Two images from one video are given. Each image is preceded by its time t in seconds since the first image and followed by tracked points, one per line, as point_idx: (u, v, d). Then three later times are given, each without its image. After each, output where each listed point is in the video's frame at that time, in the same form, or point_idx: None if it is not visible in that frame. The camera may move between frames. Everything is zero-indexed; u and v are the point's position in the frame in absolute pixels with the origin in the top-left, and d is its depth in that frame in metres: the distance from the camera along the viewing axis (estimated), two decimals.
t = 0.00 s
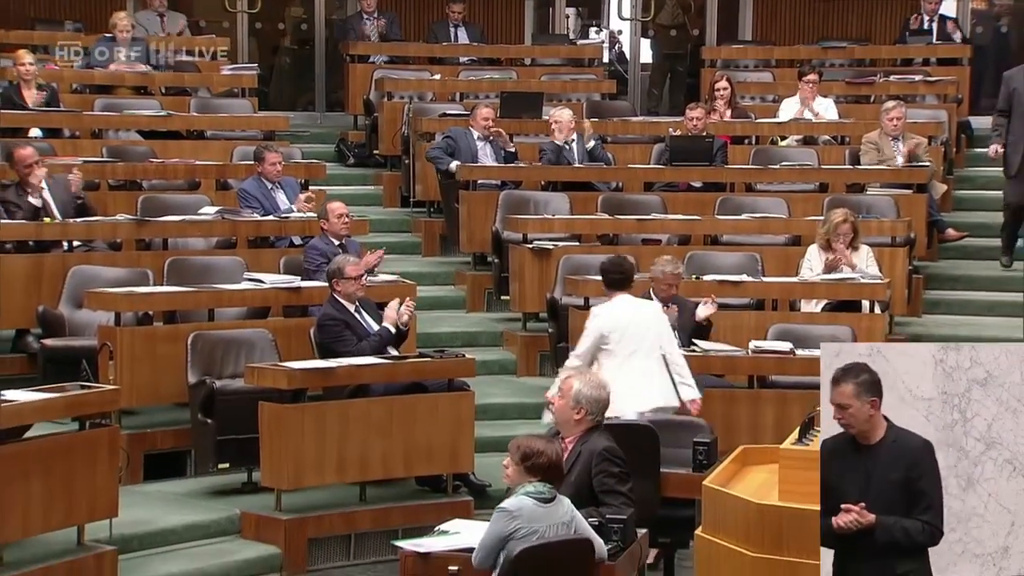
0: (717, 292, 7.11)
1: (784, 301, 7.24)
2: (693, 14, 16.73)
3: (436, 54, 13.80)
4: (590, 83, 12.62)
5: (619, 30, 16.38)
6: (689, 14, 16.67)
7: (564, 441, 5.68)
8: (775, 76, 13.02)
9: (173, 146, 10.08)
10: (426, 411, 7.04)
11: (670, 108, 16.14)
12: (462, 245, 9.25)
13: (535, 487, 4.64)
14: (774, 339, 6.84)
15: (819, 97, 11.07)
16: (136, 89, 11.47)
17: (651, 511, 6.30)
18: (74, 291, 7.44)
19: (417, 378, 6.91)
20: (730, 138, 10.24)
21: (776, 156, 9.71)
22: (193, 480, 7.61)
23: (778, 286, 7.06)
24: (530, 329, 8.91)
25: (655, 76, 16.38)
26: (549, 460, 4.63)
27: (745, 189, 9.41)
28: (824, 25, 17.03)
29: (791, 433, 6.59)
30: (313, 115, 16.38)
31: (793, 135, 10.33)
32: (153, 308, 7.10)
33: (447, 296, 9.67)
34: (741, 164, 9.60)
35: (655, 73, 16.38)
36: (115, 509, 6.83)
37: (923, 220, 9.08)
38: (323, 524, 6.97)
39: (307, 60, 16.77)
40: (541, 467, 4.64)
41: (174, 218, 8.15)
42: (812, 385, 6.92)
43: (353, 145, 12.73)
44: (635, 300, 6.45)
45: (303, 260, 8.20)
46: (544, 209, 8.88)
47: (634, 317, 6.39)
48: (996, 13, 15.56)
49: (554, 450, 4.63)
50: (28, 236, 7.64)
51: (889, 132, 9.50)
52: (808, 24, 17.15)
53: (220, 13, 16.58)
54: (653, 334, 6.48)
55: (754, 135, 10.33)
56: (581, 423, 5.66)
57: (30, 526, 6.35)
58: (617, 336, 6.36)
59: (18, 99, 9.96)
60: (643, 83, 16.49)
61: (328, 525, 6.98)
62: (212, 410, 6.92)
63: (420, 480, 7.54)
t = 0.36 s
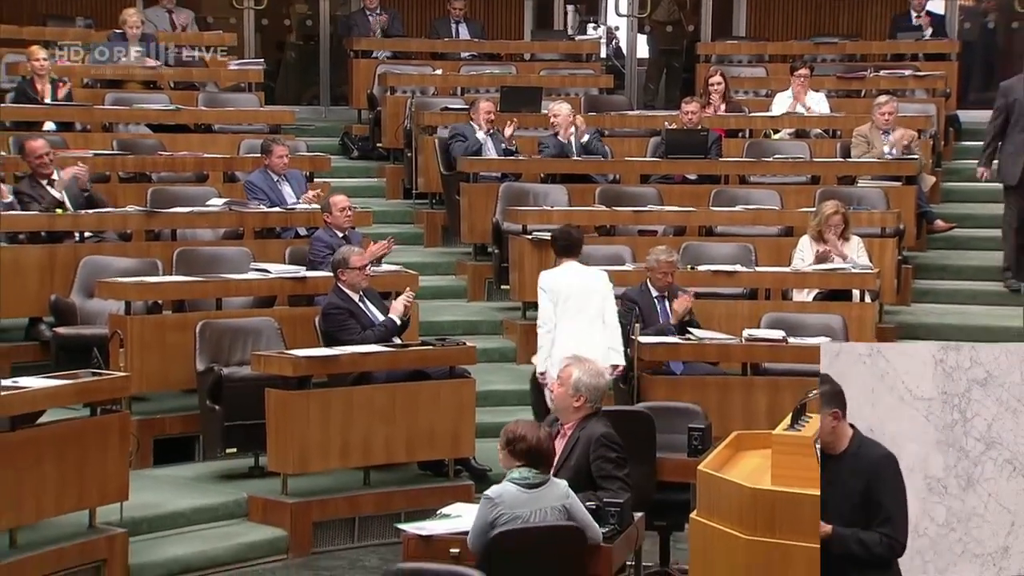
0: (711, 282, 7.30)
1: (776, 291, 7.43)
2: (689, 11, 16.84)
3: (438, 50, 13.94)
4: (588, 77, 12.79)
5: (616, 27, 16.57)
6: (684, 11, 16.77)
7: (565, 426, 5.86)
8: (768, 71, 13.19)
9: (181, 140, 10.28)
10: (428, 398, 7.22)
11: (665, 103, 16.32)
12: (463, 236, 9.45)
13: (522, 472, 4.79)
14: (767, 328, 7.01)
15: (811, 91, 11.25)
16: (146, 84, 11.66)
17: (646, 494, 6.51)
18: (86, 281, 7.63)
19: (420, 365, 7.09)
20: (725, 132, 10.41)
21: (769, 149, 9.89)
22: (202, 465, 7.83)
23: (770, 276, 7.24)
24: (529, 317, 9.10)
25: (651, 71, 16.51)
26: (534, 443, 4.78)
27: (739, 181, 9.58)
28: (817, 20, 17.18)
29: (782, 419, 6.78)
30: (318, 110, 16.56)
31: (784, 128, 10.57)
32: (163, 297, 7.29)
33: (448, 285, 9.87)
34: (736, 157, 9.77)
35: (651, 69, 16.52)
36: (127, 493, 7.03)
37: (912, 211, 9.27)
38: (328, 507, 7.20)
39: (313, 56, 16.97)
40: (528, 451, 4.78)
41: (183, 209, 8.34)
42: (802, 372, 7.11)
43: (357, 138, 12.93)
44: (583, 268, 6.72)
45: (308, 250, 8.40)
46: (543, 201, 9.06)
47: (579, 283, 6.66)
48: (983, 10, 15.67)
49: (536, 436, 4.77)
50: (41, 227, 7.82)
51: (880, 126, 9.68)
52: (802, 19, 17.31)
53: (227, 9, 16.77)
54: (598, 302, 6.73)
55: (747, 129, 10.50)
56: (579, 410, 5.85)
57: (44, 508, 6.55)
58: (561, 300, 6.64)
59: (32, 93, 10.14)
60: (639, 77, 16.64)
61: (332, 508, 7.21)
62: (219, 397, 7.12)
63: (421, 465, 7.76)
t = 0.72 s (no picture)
0: (706, 270, 7.47)
1: (769, 279, 7.60)
2: (685, 5, 17.02)
3: (440, 43, 14.06)
4: (586, 70, 12.95)
5: (612, 21, 16.78)
6: (681, 5, 16.94)
7: (562, 412, 6.04)
8: (762, 65, 13.37)
9: (189, 131, 10.45)
10: (430, 384, 7.40)
11: (662, 95, 16.33)
12: (465, 226, 9.65)
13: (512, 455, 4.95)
14: (761, 315, 7.17)
15: (804, 83, 11.40)
16: (155, 77, 11.83)
17: (642, 477, 6.70)
18: (96, 269, 7.81)
19: (421, 351, 7.27)
20: (720, 124, 10.57)
21: (763, 140, 10.06)
22: (210, 449, 8.03)
23: (764, 264, 7.41)
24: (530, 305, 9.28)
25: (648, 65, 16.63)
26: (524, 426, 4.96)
27: (734, 172, 9.72)
28: (810, 15, 17.35)
29: (775, 404, 6.95)
30: (323, 102, 16.73)
31: (779, 121, 10.61)
32: (172, 285, 7.46)
33: (450, 274, 10.06)
34: (731, 148, 9.93)
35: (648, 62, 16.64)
36: (136, 476, 7.22)
37: (903, 201, 9.44)
38: (333, 490, 7.41)
39: (317, 50, 17.15)
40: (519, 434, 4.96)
41: (191, 199, 8.51)
42: (795, 358, 7.28)
43: (361, 129, 13.10)
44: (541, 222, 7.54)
45: (313, 239, 8.59)
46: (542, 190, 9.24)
47: (538, 234, 7.52)
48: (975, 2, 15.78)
49: (524, 420, 4.95)
50: (52, 216, 7.99)
51: (872, 118, 9.82)
52: (795, 13, 17.50)
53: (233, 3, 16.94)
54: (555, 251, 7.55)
55: (742, 121, 10.66)
56: (578, 397, 6.02)
57: (56, 490, 6.73)
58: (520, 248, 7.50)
59: (45, 86, 10.30)
60: (636, 70, 16.75)
61: (337, 491, 7.42)
62: (227, 382, 7.30)
63: (423, 449, 7.97)
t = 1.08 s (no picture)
0: (703, 261, 7.66)
1: (764, 269, 7.78)
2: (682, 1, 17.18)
3: (442, 39, 14.24)
4: (585, 65, 13.13)
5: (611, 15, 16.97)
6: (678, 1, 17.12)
7: (558, 399, 6.23)
8: (756, 59, 13.55)
9: (197, 125, 10.62)
10: (432, 371, 7.57)
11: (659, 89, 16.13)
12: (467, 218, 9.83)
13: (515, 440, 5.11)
14: (755, 305, 7.33)
15: (797, 78, 11.58)
16: (163, 71, 11.99)
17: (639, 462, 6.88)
18: (106, 259, 7.99)
19: (424, 340, 7.44)
20: (715, 117, 10.72)
21: (758, 133, 10.23)
22: (218, 435, 8.22)
23: (759, 255, 7.58)
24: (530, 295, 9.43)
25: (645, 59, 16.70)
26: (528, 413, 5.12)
27: (728, 164, 9.79)
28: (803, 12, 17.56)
29: (768, 391, 7.12)
30: (327, 96, 16.90)
31: (772, 114, 10.88)
32: (180, 275, 7.64)
33: (453, 265, 10.25)
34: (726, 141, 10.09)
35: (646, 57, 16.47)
36: (146, 461, 7.40)
37: (894, 194, 9.52)
38: (338, 475, 7.60)
39: (322, 45, 17.32)
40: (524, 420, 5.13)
41: (199, 191, 8.69)
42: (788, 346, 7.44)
43: (365, 123, 13.28)
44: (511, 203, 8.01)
45: (319, 230, 8.77)
46: (542, 182, 9.39)
47: (509, 213, 8.00)
48: None
49: (518, 408, 5.10)
50: (64, 208, 8.16)
51: (865, 111, 10.00)
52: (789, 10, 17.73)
53: None
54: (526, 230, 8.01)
55: (737, 114, 10.82)
56: (572, 384, 6.19)
57: (68, 475, 6.91)
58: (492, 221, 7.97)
59: (56, 80, 10.48)
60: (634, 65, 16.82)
61: (342, 476, 7.62)
62: (234, 369, 7.47)
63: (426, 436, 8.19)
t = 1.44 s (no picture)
0: (699, 251, 7.82)
1: (759, 260, 7.93)
2: None
3: (445, 35, 14.46)
4: (585, 61, 13.32)
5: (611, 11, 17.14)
6: None
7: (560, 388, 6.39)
8: (752, 55, 13.77)
9: (205, 119, 10.80)
10: (435, 360, 7.74)
11: (657, 83, 16.35)
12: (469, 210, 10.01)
13: (511, 423, 5.31)
14: (751, 295, 7.48)
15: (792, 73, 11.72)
16: (172, 66, 12.17)
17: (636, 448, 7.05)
18: (117, 250, 8.17)
19: (427, 330, 7.61)
20: (713, 111, 10.87)
21: (754, 127, 10.40)
22: (226, 423, 8.41)
23: (754, 246, 7.74)
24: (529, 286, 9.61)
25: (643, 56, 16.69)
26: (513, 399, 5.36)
27: (725, 159, 10.03)
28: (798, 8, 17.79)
29: (763, 380, 7.29)
30: (332, 91, 17.07)
31: (768, 108, 10.92)
32: (188, 266, 7.81)
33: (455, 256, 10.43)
34: (723, 135, 10.25)
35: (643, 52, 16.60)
36: (155, 448, 7.59)
37: (886, 185, 9.80)
38: (343, 462, 7.79)
39: (328, 41, 17.50)
40: (513, 405, 5.35)
41: (207, 184, 8.86)
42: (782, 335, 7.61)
43: (369, 117, 13.43)
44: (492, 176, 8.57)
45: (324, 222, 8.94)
46: (542, 175, 9.54)
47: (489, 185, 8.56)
48: None
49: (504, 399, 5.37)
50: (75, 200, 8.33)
51: (861, 106, 10.16)
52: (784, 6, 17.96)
53: None
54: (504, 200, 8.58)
55: (733, 109, 10.92)
56: (572, 373, 6.35)
57: (80, 461, 7.08)
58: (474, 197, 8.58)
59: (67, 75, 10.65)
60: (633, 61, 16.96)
61: (346, 463, 7.80)
62: (241, 358, 7.64)
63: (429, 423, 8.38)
